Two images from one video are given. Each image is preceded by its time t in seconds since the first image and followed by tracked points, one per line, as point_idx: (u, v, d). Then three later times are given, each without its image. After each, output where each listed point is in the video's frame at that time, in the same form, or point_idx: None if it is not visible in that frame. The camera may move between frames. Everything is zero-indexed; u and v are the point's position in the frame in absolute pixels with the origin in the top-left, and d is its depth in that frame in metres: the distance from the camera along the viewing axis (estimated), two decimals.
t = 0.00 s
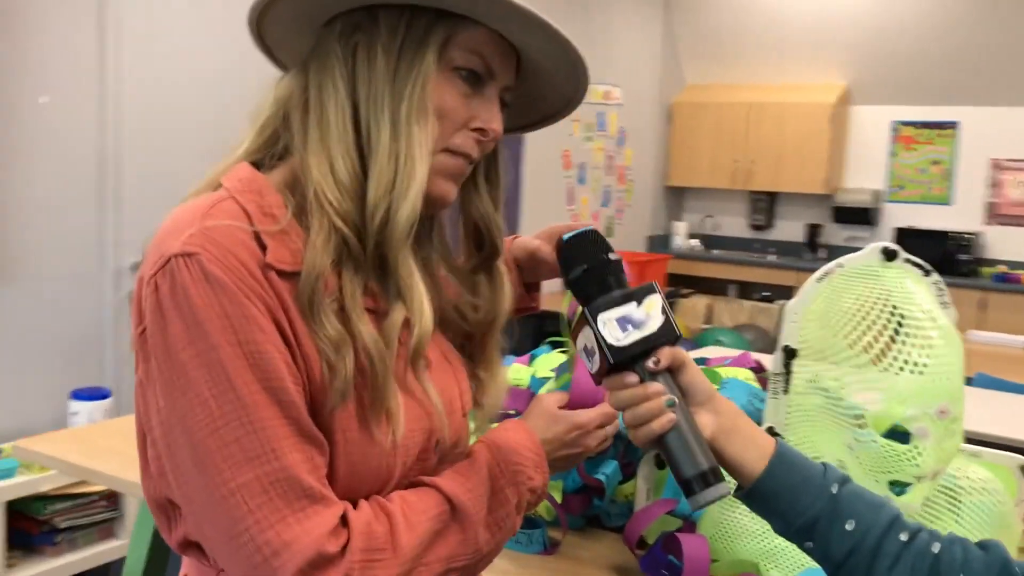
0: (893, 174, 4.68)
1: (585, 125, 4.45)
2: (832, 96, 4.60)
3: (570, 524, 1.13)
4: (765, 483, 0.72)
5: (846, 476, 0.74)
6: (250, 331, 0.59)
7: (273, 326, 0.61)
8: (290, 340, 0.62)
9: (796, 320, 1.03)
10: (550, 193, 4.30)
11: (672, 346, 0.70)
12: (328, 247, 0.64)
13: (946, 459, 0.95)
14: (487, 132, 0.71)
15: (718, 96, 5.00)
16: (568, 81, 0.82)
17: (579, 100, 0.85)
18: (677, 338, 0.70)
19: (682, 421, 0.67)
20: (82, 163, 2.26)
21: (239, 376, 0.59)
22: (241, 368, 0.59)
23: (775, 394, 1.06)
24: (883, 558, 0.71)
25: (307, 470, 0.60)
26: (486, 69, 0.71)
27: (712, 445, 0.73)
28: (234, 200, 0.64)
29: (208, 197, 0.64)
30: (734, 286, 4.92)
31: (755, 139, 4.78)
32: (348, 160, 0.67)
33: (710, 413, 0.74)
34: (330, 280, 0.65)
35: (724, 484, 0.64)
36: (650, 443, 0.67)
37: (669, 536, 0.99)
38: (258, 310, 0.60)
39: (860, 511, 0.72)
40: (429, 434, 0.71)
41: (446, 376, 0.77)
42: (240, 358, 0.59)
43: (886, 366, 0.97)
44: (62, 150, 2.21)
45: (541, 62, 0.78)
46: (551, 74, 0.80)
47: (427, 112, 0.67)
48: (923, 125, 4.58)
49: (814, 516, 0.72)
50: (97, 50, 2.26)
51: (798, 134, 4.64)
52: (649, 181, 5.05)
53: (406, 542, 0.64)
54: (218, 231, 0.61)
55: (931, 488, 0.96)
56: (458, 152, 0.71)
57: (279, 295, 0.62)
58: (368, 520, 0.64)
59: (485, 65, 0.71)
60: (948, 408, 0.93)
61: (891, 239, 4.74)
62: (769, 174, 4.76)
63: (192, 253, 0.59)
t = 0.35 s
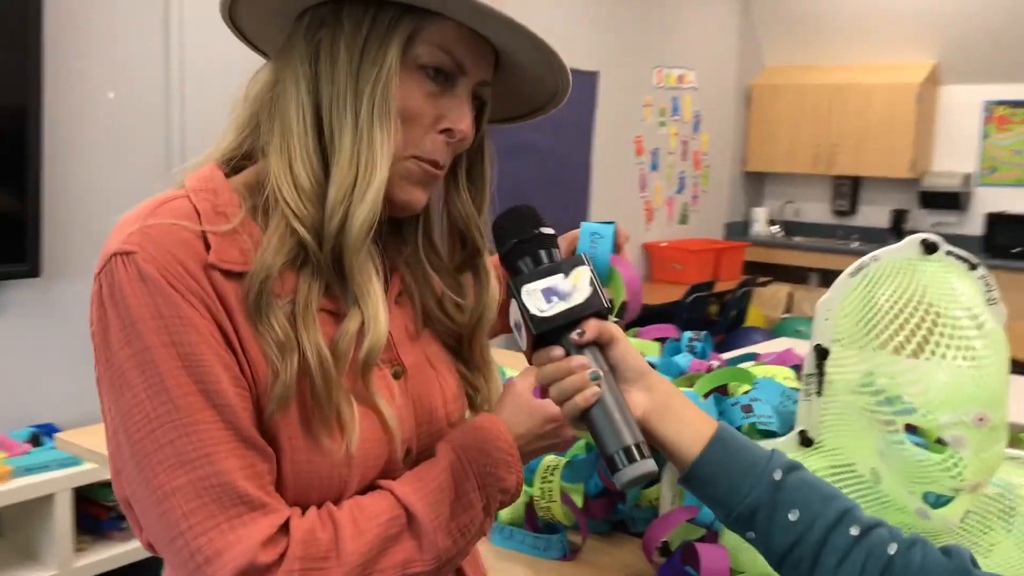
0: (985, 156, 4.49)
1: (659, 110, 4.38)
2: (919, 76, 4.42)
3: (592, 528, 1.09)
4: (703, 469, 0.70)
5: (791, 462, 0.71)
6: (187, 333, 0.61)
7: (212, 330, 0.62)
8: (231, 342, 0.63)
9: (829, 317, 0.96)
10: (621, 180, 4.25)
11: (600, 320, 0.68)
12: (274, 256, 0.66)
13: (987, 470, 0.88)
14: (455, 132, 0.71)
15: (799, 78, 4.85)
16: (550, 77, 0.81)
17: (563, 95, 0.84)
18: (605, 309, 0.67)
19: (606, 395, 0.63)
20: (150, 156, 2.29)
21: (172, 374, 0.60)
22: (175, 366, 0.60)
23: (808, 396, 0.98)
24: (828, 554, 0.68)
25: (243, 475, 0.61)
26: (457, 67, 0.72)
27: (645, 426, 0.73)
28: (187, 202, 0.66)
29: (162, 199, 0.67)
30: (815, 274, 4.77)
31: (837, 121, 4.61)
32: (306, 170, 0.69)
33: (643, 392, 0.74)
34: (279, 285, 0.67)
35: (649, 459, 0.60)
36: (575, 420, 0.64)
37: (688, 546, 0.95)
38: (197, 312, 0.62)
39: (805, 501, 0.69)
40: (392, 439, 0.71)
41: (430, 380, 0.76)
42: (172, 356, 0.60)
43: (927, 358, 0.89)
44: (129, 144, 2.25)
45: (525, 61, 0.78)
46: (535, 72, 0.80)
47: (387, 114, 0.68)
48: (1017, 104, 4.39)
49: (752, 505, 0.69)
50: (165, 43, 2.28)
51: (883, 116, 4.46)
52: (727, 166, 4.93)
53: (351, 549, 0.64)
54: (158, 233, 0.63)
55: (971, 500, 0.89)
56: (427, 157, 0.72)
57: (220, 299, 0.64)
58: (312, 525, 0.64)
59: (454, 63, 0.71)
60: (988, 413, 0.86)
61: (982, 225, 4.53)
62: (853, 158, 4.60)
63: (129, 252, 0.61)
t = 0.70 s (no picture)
0: None
1: (731, 80, 4.27)
2: (1009, 36, 4.20)
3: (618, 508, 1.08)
4: (650, 445, 0.68)
5: (745, 441, 0.69)
6: (105, 321, 0.68)
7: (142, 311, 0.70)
8: (158, 329, 0.71)
9: (857, 293, 0.92)
10: (692, 152, 4.17)
11: (545, 294, 0.67)
12: (218, 240, 0.74)
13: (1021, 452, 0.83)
14: (411, 100, 0.79)
15: (881, 42, 4.67)
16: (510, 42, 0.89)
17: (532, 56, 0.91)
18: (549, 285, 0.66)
19: (550, 368, 0.62)
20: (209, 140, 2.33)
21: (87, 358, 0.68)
22: (91, 353, 0.68)
23: (839, 374, 0.94)
24: (779, 535, 0.65)
25: (137, 470, 0.69)
26: (408, 35, 0.78)
27: (594, 399, 0.71)
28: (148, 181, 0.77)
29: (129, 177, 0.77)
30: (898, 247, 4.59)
31: (921, 86, 4.42)
32: (258, 156, 0.79)
33: (590, 367, 0.73)
34: (225, 265, 0.75)
35: (594, 433, 0.59)
36: (524, 397, 0.63)
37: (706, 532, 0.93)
38: (119, 303, 0.69)
39: (755, 480, 0.66)
40: (366, 420, 0.80)
41: (411, 357, 0.86)
42: (90, 341, 0.68)
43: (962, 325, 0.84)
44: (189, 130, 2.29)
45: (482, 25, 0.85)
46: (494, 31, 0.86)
47: (338, 87, 0.76)
48: None
49: (701, 484, 0.67)
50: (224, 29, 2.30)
51: (970, 80, 4.25)
52: (805, 136, 4.78)
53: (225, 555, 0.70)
54: (102, 213, 0.71)
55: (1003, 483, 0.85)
56: (385, 124, 0.79)
57: (153, 284, 0.71)
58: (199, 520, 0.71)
59: (405, 32, 0.78)
60: (1017, 394, 0.80)
61: None
62: (939, 124, 4.40)
63: (75, 232, 0.70)
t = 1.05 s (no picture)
0: None
1: (817, 82, 4.21)
2: None
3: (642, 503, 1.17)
4: (605, 425, 0.73)
5: (695, 421, 0.73)
6: (118, 316, 0.80)
7: (159, 307, 0.81)
8: (169, 324, 0.82)
9: (877, 292, 0.92)
10: (776, 154, 4.13)
11: (506, 280, 0.75)
12: (232, 243, 0.86)
13: None
14: (416, 106, 0.88)
15: (978, 42, 4.52)
16: (515, 46, 0.98)
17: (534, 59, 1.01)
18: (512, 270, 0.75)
19: (510, 351, 0.70)
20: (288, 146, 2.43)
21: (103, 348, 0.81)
22: (105, 343, 0.80)
23: (859, 374, 0.95)
24: (722, 510, 0.70)
25: (137, 452, 0.80)
26: (412, 45, 0.88)
27: (554, 378, 0.77)
28: (175, 185, 0.90)
29: (165, 183, 0.90)
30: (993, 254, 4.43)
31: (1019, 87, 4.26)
32: (274, 166, 0.90)
33: (551, 350, 0.79)
34: (239, 265, 0.86)
35: (547, 412, 0.67)
36: (485, 376, 0.71)
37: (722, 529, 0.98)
38: (132, 302, 0.80)
39: (700, 457, 0.71)
40: (372, 410, 0.90)
41: (418, 354, 0.96)
42: (107, 333, 0.80)
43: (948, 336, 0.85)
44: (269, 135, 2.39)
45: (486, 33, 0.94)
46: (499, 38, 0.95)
47: (347, 94, 0.86)
48: None
49: (652, 461, 0.72)
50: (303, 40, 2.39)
51: None
52: (895, 139, 4.67)
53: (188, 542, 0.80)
54: (130, 216, 0.83)
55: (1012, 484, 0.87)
56: (391, 125, 0.89)
57: (168, 282, 0.82)
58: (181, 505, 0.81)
59: (409, 43, 0.88)
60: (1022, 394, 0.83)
61: None
62: None
63: (104, 235, 0.83)
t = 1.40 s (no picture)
0: None
1: (871, 121, 4.18)
2: None
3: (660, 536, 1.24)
4: (585, 450, 0.76)
5: (671, 449, 0.75)
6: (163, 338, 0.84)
7: (202, 331, 0.86)
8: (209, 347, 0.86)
9: (891, 330, 0.93)
10: (830, 192, 4.10)
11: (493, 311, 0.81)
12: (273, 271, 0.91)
13: None
14: (415, 144, 0.94)
15: None
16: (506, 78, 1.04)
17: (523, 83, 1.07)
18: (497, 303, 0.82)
19: (495, 380, 0.75)
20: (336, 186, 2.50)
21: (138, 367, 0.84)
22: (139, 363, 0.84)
23: (877, 414, 0.96)
24: (694, 536, 0.72)
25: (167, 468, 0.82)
26: (406, 87, 0.95)
27: (539, 407, 0.80)
28: (218, 222, 0.95)
29: (207, 220, 0.96)
30: None
31: None
32: (298, 206, 0.96)
33: (537, 380, 0.82)
34: (281, 291, 0.92)
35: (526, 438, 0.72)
36: (472, 404, 0.76)
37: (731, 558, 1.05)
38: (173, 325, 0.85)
39: (675, 484, 0.73)
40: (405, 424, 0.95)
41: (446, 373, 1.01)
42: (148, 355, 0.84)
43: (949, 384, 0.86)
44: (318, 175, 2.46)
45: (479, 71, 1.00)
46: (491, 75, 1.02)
47: (351, 139, 0.93)
48: None
49: (628, 487, 0.74)
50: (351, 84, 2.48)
51: None
52: (954, 177, 4.59)
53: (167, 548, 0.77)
54: (176, 249, 0.88)
55: None
56: (400, 171, 0.95)
57: (210, 308, 0.87)
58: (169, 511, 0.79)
59: (402, 84, 0.95)
60: None
61: None
62: None
63: (151, 266, 0.87)
